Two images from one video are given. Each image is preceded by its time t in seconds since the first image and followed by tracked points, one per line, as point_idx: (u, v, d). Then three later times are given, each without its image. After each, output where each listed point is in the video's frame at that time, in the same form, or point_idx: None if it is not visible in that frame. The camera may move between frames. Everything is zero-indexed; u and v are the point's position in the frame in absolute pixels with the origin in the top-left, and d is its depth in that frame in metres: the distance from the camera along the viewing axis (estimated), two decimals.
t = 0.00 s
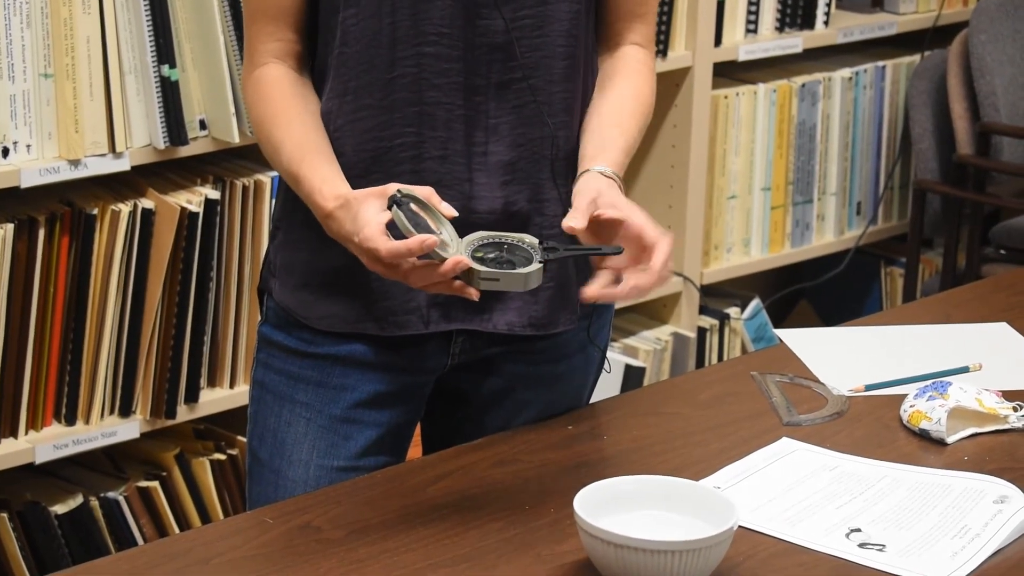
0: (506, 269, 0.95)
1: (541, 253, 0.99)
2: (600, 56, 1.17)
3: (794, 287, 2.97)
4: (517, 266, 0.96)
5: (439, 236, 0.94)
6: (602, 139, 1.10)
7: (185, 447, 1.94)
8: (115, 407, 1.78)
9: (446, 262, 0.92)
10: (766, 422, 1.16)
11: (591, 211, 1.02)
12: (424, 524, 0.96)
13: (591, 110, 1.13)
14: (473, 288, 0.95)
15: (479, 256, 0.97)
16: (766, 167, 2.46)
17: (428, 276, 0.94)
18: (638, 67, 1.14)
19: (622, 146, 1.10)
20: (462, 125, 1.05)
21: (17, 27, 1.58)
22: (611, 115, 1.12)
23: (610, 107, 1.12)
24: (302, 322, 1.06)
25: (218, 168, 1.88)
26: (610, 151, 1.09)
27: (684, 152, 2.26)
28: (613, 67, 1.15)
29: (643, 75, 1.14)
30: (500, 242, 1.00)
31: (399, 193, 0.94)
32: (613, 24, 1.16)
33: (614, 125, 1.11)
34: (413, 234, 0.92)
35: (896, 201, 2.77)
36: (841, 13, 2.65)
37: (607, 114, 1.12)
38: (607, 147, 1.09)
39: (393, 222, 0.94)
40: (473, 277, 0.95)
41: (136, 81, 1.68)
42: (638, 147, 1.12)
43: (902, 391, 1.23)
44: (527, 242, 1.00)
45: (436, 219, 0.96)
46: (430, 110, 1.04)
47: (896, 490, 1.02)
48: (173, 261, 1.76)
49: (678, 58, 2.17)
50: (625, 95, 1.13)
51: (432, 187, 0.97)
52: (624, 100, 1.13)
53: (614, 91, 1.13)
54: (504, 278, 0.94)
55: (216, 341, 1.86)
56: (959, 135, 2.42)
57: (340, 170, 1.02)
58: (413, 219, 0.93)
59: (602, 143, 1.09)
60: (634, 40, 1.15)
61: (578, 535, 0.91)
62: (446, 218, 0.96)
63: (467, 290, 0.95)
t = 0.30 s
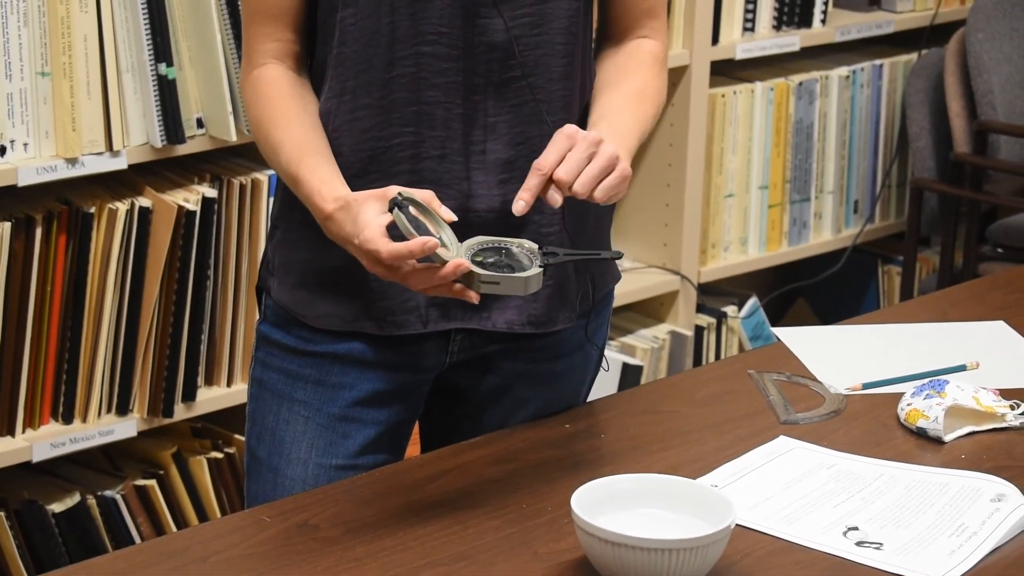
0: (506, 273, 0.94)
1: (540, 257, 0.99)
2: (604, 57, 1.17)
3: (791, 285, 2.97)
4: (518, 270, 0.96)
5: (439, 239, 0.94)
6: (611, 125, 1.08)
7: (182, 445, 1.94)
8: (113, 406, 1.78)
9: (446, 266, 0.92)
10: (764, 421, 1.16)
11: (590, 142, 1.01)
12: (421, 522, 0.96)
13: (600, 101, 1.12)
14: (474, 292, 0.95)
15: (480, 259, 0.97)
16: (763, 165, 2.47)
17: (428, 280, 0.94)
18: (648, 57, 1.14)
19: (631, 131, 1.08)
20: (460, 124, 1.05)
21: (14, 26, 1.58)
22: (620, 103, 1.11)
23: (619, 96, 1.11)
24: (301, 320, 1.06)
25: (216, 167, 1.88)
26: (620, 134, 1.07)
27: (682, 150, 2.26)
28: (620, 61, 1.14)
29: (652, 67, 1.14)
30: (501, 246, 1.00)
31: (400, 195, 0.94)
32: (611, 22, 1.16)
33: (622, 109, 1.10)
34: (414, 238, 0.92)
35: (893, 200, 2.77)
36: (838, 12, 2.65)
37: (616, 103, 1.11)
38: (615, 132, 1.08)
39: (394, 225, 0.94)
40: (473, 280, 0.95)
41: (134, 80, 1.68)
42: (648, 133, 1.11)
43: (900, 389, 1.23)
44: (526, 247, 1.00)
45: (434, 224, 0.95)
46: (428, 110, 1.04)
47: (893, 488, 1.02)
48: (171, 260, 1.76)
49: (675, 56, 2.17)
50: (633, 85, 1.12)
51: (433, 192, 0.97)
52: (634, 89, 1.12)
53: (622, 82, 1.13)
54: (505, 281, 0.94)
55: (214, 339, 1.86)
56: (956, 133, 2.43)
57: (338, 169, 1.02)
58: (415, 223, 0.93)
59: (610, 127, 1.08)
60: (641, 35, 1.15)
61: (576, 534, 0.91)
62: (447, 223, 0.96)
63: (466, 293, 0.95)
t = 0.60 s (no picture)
0: (503, 273, 0.94)
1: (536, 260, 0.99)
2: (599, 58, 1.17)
3: (788, 283, 2.98)
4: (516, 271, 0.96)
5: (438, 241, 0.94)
6: (601, 131, 1.09)
7: (179, 444, 1.94)
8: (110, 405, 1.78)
9: (445, 267, 0.92)
10: (761, 419, 1.16)
11: (576, 170, 1.01)
12: (419, 521, 0.96)
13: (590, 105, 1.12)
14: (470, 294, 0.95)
15: (478, 261, 0.97)
16: (761, 164, 2.47)
17: (427, 280, 0.93)
18: (640, 61, 1.14)
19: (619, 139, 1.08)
20: (458, 123, 1.05)
21: (12, 25, 1.57)
22: (610, 108, 1.11)
23: (609, 100, 1.11)
24: (298, 319, 1.06)
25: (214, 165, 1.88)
26: (608, 142, 1.07)
27: (679, 149, 2.26)
28: (612, 64, 1.14)
29: (644, 70, 1.13)
30: (498, 250, 1.00)
31: (398, 198, 0.95)
32: (608, 21, 1.16)
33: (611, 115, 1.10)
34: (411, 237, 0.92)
35: (890, 198, 2.77)
36: (835, 10, 2.65)
37: (608, 107, 1.11)
38: (604, 138, 1.08)
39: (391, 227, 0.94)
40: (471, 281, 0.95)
41: (131, 78, 1.68)
42: (637, 139, 1.11)
43: (897, 387, 1.23)
44: (519, 251, 1.00)
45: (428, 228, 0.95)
46: (426, 108, 1.04)
47: (890, 487, 1.02)
48: (168, 259, 1.76)
49: (673, 55, 2.17)
50: (623, 90, 1.12)
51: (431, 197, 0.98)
52: (624, 93, 1.12)
53: (613, 85, 1.12)
54: (504, 282, 0.94)
55: (211, 338, 1.85)
56: (954, 132, 2.43)
57: (336, 168, 1.02)
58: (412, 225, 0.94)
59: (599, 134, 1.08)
60: (634, 37, 1.15)
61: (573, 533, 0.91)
62: (444, 228, 0.97)
63: (464, 294, 0.96)
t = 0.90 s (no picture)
0: (501, 275, 0.95)
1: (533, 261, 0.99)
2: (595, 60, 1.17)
3: (785, 283, 2.98)
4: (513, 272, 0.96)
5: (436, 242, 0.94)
6: (597, 131, 1.08)
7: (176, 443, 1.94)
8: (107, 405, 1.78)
9: (443, 268, 0.92)
10: (758, 418, 1.16)
11: (575, 169, 1.01)
12: (416, 521, 0.96)
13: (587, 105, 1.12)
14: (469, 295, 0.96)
15: (475, 262, 0.97)
16: (758, 164, 2.47)
17: (424, 281, 0.93)
18: (638, 61, 1.14)
19: (616, 139, 1.08)
20: (456, 122, 1.05)
21: (9, 24, 1.57)
22: (607, 107, 1.11)
23: (605, 99, 1.11)
24: (296, 319, 1.06)
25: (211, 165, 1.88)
26: (604, 141, 1.08)
27: (677, 148, 2.26)
28: (608, 65, 1.14)
29: (641, 70, 1.14)
30: (495, 252, 1.00)
31: (396, 199, 0.95)
32: (605, 20, 1.16)
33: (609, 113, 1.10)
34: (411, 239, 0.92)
35: (887, 198, 2.77)
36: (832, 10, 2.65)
37: (604, 107, 1.11)
38: (601, 137, 1.08)
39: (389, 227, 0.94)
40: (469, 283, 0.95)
41: (128, 77, 1.68)
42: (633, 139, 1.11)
43: (895, 387, 1.23)
44: (518, 253, 1.00)
45: (426, 228, 0.96)
46: (424, 108, 1.04)
47: (887, 486, 1.02)
48: (166, 258, 1.76)
49: (670, 54, 2.17)
50: (620, 89, 1.12)
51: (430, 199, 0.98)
52: (620, 92, 1.12)
53: (609, 85, 1.12)
54: (501, 284, 0.94)
55: (209, 337, 1.85)
56: (951, 132, 2.43)
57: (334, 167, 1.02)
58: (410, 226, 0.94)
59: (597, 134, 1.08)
60: (629, 37, 1.15)
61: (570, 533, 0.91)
62: (442, 230, 0.97)
63: (462, 296, 0.96)
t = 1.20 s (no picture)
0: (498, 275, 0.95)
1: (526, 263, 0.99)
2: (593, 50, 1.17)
3: (784, 283, 2.98)
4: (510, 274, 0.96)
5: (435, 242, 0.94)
6: (597, 109, 1.08)
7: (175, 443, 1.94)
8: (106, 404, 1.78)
9: (440, 267, 0.92)
10: (757, 418, 1.16)
11: (574, 154, 0.99)
12: (415, 521, 0.96)
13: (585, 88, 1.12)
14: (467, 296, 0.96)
15: (473, 264, 0.97)
16: (757, 163, 2.47)
17: (422, 280, 0.93)
18: (637, 49, 1.14)
19: (614, 120, 1.08)
20: (455, 122, 1.05)
21: (8, 24, 1.57)
22: (605, 88, 1.10)
23: (604, 83, 1.11)
24: (294, 318, 1.06)
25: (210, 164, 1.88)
26: (603, 119, 1.07)
27: (676, 147, 2.26)
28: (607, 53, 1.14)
29: (641, 57, 1.13)
30: (492, 255, 1.00)
31: (395, 199, 0.95)
32: (603, 19, 1.16)
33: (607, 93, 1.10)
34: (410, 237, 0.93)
35: (886, 197, 2.78)
36: (830, 9, 2.65)
37: (603, 90, 1.10)
38: (600, 115, 1.07)
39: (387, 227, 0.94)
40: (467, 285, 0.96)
41: (126, 77, 1.68)
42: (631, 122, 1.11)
43: (893, 386, 1.23)
44: (517, 258, 1.00)
45: (425, 229, 0.95)
46: (423, 107, 1.04)
47: (886, 486, 1.02)
48: (164, 257, 1.76)
49: (669, 53, 2.17)
50: (619, 73, 1.12)
51: (429, 201, 0.98)
52: (619, 79, 1.11)
53: (608, 72, 1.12)
54: (498, 284, 0.94)
55: (207, 336, 1.85)
56: (949, 131, 2.43)
57: (332, 167, 1.02)
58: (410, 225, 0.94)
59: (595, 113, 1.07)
60: (630, 31, 1.15)
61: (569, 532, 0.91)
62: (440, 233, 0.97)
63: (460, 296, 0.96)
